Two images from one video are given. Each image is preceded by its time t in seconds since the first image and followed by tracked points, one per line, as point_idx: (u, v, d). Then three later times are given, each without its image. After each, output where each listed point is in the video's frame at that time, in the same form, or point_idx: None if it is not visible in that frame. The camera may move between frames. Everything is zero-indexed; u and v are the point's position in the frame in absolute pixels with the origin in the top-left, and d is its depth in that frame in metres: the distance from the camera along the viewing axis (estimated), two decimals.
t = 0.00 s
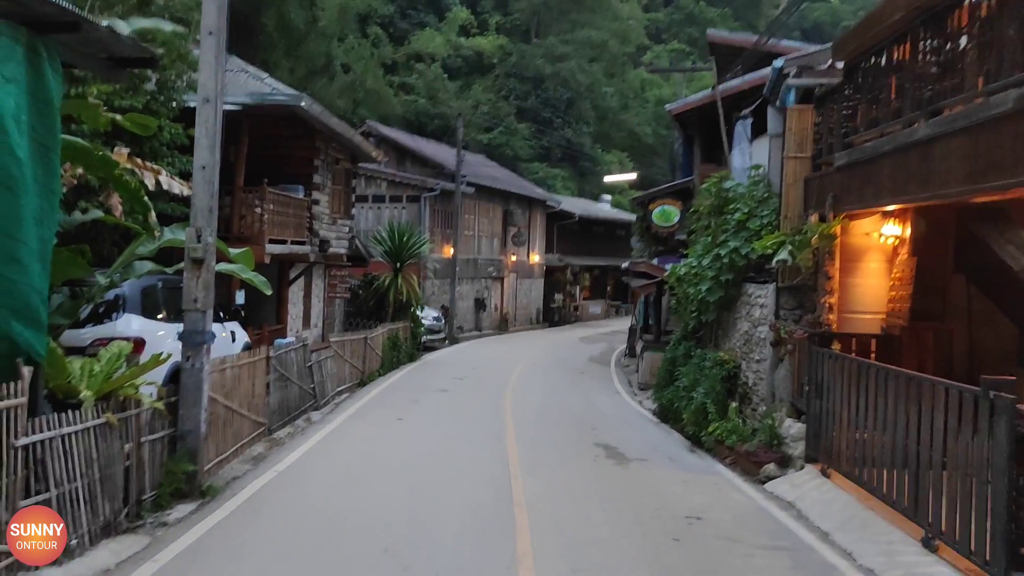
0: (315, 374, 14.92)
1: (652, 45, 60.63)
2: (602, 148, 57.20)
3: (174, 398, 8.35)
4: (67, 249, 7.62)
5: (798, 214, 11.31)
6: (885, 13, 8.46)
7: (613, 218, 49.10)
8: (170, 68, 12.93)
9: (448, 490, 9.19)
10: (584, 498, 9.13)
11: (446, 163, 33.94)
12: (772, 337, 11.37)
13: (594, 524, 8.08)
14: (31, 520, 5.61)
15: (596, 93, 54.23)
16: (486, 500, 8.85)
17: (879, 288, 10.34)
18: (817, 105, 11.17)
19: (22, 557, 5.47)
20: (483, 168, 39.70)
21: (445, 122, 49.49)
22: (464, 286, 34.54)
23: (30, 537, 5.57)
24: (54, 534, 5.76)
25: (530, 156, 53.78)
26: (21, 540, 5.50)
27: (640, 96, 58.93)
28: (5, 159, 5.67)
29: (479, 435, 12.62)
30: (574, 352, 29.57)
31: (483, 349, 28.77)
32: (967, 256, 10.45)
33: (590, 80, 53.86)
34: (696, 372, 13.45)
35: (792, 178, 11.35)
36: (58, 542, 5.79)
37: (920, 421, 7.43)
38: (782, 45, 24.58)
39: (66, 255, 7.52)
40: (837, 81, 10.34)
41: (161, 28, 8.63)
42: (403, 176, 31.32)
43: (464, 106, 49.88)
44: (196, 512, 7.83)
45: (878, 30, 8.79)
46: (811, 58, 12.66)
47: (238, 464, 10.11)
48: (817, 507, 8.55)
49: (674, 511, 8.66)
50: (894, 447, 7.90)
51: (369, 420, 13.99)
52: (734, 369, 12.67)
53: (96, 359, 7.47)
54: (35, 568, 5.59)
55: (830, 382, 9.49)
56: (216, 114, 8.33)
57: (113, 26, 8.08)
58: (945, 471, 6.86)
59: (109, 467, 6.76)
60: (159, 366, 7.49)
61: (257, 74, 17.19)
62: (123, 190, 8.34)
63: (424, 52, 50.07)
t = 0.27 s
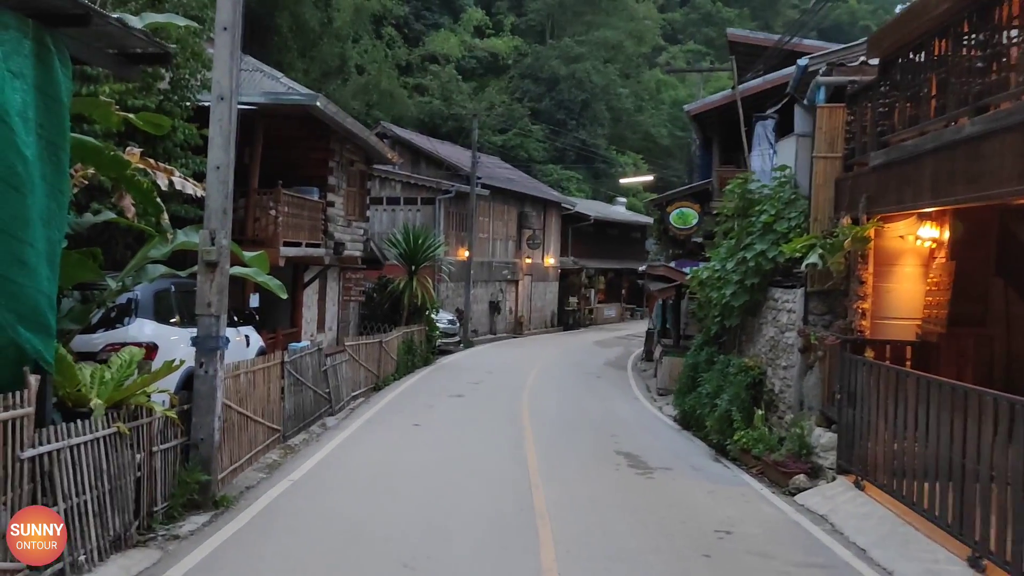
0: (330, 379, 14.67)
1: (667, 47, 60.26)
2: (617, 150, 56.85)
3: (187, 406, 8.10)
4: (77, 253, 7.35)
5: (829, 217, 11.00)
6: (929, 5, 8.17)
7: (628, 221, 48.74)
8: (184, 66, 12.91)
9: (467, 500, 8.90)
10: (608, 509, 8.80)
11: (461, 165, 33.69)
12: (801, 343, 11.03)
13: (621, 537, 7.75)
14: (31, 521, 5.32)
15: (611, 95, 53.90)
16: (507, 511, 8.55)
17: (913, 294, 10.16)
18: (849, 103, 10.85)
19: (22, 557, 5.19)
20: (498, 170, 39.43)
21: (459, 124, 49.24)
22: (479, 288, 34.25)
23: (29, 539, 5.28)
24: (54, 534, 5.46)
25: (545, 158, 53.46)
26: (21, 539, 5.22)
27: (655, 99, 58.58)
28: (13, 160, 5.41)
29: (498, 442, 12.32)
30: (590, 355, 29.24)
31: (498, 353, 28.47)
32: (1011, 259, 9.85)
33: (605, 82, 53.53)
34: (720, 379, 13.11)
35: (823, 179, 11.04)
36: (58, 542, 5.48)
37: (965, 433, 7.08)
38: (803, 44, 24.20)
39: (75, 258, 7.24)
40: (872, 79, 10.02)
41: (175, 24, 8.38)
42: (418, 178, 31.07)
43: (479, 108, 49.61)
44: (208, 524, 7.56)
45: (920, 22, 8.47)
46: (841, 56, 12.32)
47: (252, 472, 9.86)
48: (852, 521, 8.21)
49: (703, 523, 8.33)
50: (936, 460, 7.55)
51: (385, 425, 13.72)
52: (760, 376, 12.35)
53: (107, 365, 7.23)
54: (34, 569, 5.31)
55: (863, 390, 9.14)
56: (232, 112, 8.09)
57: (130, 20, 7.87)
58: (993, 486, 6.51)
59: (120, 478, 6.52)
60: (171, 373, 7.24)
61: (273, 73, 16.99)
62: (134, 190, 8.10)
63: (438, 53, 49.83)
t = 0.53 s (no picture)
0: (339, 381, 14.39)
1: (676, 48, 59.97)
2: (626, 152, 56.52)
3: (191, 409, 7.82)
4: (76, 250, 7.05)
5: (851, 214, 10.72)
6: None
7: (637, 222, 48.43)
8: (191, 62, 12.64)
9: (480, 507, 8.59)
10: (626, 517, 8.48)
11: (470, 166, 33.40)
12: (823, 344, 10.69)
13: (641, 546, 7.44)
14: (31, 520, 5.11)
15: (619, 96, 53.47)
16: (522, 517, 8.25)
17: (943, 296, 9.73)
18: (872, 97, 10.55)
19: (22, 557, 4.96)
20: (507, 170, 39.16)
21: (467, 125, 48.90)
22: (487, 290, 33.95)
23: (31, 539, 5.07)
24: (54, 534, 5.24)
25: (553, 159, 53.14)
26: (21, 539, 5.00)
27: (664, 100, 58.28)
28: (10, 153, 5.14)
29: (509, 445, 12.01)
30: (601, 357, 28.92)
31: (508, 354, 28.20)
32: None
33: (614, 83, 53.21)
34: (736, 381, 12.78)
35: (845, 175, 10.76)
36: (58, 542, 5.27)
37: (1004, 440, 6.74)
38: (817, 41, 23.85)
39: (75, 255, 6.91)
40: (899, 72, 9.73)
41: (180, 13, 8.11)
42: (427, 179, 30.77)
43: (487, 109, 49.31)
44: (213, 531, 7.27)
45: (954, 10, 8.17)
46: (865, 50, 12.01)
47: (258, 477, 9.57)
48: (883, 531, 7.87)
49: (725, 532, 8.00)
50: (970, 466, 7.23)
51: (393, 428, 13.44)
52: (779, 379, 12.02)
53: (107, 366, 6.95)
54: (34, 570, 5.08)
55: (891, 394, 8.80)
56: (238, 103, 7.82)
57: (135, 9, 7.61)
58: None
59: (121, 484, 6.24)
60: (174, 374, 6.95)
61: (281, 70, 16.73)
62: (136, 185, 7.80)
63: (446, 54, 49.57)
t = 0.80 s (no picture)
0: (341, 387, 14.11)
1: (678, 50, 59.77)
2: (629, 154, 56.25)
3: (188, 417, 7.54)
4: (66, 253, 6.76)
5: (868, 216, 10.44)
6: None
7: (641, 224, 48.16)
8: (189, 61, 12.36)
9: (487, 519, 8.29)
10: (639, 529, 8.18)
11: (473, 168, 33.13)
12: (839, 349, 10.38)
13: (656, 561, 7.14)
14: (31, 520, 4.96)
15: (622, 99, 53.12)
16: (531, 530, 7.95)
17: (964, 299, 9.51)
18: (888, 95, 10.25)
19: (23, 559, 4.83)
20: (510, 172, 38.89)
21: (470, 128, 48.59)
22: (491, 293, 33.67)
23: (31, 540, 4.93)
24: (54, 534, 5.13)
25: (556, 162, 52.86)
26: (21, 539, 4.85)
27: (666, 102, 58.05)
28: None
29: (516, 453, 11.72)
30: (606, 361, 28.62)
31: (512, 358, 27.92)
32: None
33: (616, 85, 53.00)
34: (748, 387, 12.47)
35: (861, 175, 10.47)
36: (58, 542, 5.16)
37: None
38: (824, 41, 23.55)
39: (64, 258, 6.64)
40: (918, 68, 9.44)
41: (176, 7, 7.83)
42: (430, 181, 30.48)
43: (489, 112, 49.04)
44: (210, 545, 6.98)
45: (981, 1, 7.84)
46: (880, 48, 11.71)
47: (258, 487, 9.27)
48: (908, 544, 7.56)
49: (743, 546, 7.69)
50: (999, 478, 6.92)
51: (397, 434, 13.15)
52: (792, 384, 11.72)
53: (98, 374, 6.66)
54: (35, 570, 4.98)
55: (913, 402, 8.49)
56: (235, 101, 7.54)
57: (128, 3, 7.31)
58: None
59: (112, 498, 5.96)
60: (168, 382, 6.67)
61: (282, 69, 16.46)
62: (130, 185, 7.53)
63: (448, 56, 49.35)
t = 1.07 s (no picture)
0: (341, 387, 13.82)
1: (678, 50, 59.55)
2: (629, 153, 55.97)
3: (182, 419, 7.25)
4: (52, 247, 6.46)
5: (883, 211, 10.19)
6: None
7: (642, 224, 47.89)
8: (185, 52, 12.18)
9: (492, 525, 8.00)
10: (650, 535, 7.88)
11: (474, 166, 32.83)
12: (853, 349, 10.10)
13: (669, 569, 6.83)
14: (31, 520, 4.84)
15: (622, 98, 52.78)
16: (538, 537, 7.65)
17: (983, 297, 9.21)
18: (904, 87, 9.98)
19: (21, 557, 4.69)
20: (510, 171, 38.60)
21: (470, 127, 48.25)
22: (491, 293, 33.38)
23: (30, 539, 4.80)
24: (54, 533, 5.00)
25: (556, 161, 52.56)
26: (21, 539, 4.72)
27: (666, 102, 57.78)
28: None
29: (521, 456, 11.42)
30: (608, 361, 28.33)
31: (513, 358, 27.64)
32: None
33: (616, 85, 52.75)
34: (757, 387, 12.19)
35: (876, 170, 10.22)
36: (58, 542, 5.02)
37: None
38: (829, 38, 23.30)
39: (52, 252, 6.32)
40: (935, 59, 9.19)
41: None
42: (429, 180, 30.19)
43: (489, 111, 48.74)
44: (204, 553, 6.68)
45: None
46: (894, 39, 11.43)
47: (255, 491, 8.97)
48: (930, 551, 7.27)
49: (759, 552, 7.39)
50: None
51: (399, 436, 12.86)
52: (803, 385, 11.43)
53: (87, 373, 6.36)
54: (34, 573, 4.83)
55: (932, 403, 8.20)
56: (232, 89, 7.27)
57: None
58: None
59: (101, 504, 5.67)
60: (159, 382, 6.35)
61: (281, 64, 16.18)
62: (121, 176, 7.27)
63: (448, 55, 49.06)
